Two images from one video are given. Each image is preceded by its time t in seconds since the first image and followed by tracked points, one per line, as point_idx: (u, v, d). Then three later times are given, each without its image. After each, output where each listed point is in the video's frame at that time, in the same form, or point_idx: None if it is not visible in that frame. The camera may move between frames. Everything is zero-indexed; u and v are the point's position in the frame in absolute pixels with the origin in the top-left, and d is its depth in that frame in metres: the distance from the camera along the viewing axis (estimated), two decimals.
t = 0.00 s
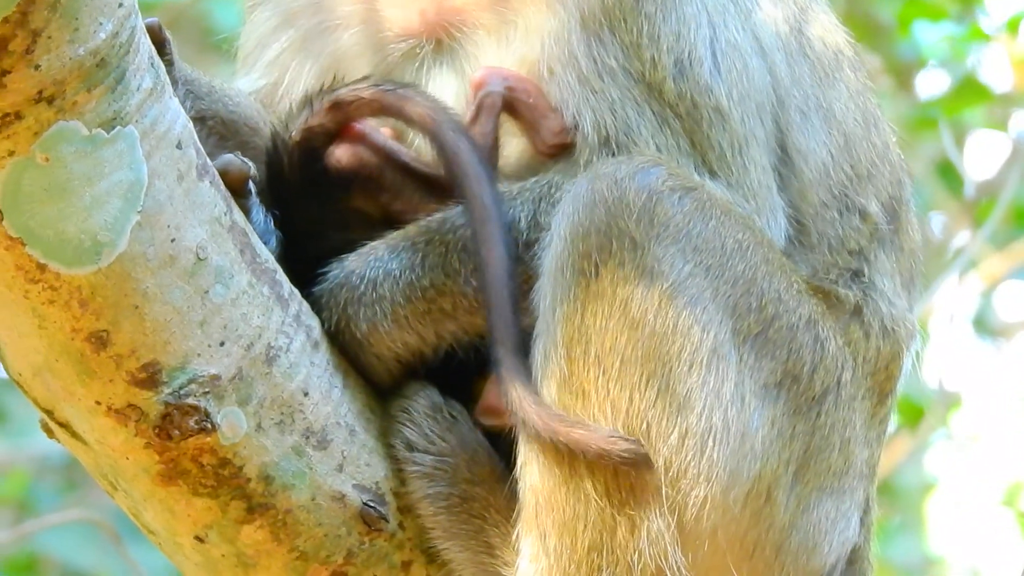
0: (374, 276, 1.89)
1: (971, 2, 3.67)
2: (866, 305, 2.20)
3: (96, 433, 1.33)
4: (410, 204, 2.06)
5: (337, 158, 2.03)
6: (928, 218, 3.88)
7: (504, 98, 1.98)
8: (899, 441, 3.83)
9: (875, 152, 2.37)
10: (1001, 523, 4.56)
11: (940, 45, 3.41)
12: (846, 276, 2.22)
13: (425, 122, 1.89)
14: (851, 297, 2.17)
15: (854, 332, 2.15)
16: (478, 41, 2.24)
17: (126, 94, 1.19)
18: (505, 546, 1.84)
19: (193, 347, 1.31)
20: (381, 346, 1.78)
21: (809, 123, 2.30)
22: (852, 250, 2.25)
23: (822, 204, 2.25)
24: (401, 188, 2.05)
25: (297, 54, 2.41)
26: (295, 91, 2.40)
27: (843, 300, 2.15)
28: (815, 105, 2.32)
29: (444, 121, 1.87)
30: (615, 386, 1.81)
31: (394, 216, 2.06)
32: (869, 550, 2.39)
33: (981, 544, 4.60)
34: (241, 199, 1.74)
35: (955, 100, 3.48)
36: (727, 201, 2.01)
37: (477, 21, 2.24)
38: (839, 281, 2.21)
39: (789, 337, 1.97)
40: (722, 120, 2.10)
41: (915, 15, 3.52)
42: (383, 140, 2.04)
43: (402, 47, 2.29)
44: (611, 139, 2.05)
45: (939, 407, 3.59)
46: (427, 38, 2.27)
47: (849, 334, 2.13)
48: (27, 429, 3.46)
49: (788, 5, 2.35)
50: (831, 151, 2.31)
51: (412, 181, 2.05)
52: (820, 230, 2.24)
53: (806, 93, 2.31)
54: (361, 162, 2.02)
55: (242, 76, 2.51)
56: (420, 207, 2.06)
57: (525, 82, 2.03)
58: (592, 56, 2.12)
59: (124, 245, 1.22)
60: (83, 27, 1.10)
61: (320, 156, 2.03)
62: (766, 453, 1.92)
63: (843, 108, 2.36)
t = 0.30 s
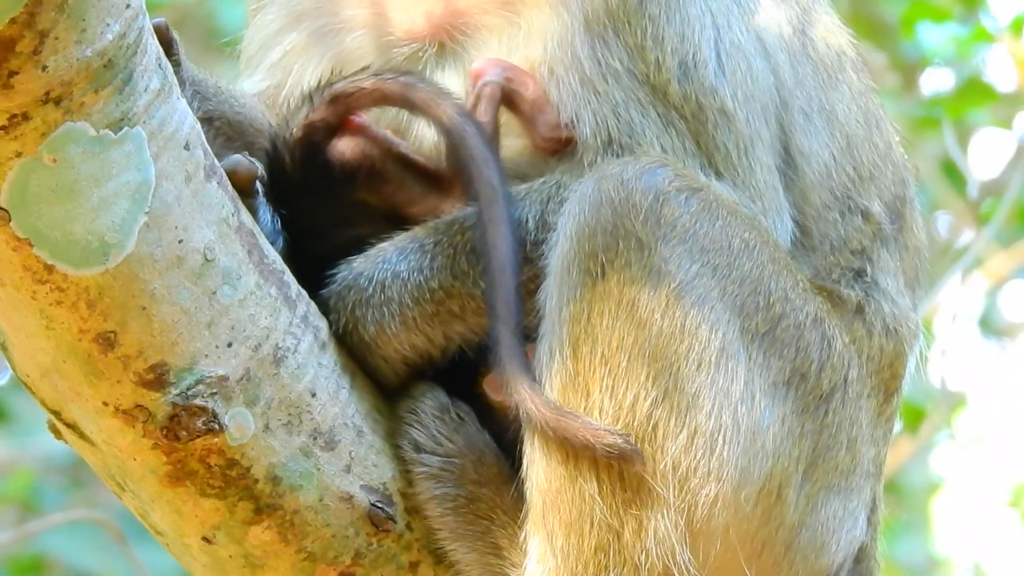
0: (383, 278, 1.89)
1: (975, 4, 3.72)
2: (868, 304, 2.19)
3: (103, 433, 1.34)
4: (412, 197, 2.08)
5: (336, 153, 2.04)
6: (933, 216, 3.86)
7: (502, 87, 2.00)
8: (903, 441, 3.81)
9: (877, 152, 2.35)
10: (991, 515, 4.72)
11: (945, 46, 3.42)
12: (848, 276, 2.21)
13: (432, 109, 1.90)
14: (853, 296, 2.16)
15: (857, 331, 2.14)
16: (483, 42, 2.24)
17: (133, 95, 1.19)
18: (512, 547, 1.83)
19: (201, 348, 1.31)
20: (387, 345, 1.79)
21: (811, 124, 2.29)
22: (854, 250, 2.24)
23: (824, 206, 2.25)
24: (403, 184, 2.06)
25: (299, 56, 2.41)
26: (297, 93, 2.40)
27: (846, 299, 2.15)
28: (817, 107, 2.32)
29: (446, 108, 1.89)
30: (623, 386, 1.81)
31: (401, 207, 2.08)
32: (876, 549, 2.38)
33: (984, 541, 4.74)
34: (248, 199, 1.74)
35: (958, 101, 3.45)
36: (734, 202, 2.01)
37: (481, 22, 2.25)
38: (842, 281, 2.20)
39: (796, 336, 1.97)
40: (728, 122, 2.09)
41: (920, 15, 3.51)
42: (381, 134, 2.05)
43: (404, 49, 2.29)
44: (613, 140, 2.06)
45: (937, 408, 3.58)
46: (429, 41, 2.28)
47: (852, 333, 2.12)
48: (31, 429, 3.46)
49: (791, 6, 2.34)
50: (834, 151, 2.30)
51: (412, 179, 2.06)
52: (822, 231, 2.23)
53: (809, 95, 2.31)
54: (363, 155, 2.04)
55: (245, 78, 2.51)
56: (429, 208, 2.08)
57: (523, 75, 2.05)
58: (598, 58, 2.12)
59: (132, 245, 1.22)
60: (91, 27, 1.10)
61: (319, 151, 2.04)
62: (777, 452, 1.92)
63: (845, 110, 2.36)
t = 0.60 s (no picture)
0: (390, 283, 1.88)
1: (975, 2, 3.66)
2: (865, 306, 2.19)
3: (105, 434, 1.33)
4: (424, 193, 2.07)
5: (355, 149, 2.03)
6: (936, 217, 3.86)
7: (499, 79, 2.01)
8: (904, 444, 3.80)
9: (875, 153, 2.34)
10: (991, 516, 4.64)
11: (946, 44, 3.44)
12: (848, 276, 2.21)
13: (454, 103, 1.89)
14: (851, 299, 2.17)
15: (857, 331, 2.15)
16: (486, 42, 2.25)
17: (136, 95, 1.19)
18: (514, 549, 1.84)
19: (203, 348, 1.30)
20: (391, 350, 1.77)
21: (807, 122, 2.28)
22: (855, 248, 2.24)
23: (823, 203, 2.24)
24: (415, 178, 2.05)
25: (299, 57, 2.41)
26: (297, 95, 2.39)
27: (845, 302, 2.15)
28: (814, 106, 2.30)
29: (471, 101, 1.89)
30: (629, 389, 1.80)
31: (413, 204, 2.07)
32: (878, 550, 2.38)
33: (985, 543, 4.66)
34: (250, 198, 1.74)
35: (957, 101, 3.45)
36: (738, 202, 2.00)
37: (483, 23, 2.25)
38: (841, 282, 2.20)
39: (800, 337, 1.97)
40: (730, 118, 2.08)
41: (919, 13, 3.53)
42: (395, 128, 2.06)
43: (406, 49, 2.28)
44: (612, 138, 2.05)
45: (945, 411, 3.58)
46: (429, 41, 2.27)
47: (853, 332, 2.13)
48: (32, 429, 3.45)
49: (790, 6, 2.33)
50: (831, 150, 2.29)
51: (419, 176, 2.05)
52: (820, 230, 2.22)
53: (806, 94, 2.30)
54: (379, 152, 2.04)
55: (244, 80, 2.51)
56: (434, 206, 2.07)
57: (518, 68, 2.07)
58: (597, 57, 2.11)
59: (135, 245, 1.22)
60: (94, 27, 1.10)
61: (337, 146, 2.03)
62: (782, 454, 1.92)
63: (843, 109, 2.35)
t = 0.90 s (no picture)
0: (410, 293, 1.88)
1: None
2: (877, 302, 2.17)
3: (109, 432, 1.34)
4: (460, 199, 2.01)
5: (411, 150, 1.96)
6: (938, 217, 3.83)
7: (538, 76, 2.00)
8: (908, 441, 3.79)
9: (882, 149, 2.35)
10: (992, 516, 4.81)
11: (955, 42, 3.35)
12: (861, 270, 2.20)
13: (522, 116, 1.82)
14: (864, 293, 2.15)
15: (864, 331, 2.12)
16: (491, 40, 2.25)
17: (139, 94, 1.19)
18: (519, 547, 1.83)
19: (206, 347, 1.31)
20: (409, 359, 1.79)
21: (814, 118, 2.28)
22: (866, 244, 2.23)
23: (833, 197, 2.24)
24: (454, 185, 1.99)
25: (308, 56, 2.43)
26: (308, 96, 2.43)
27: (857, 297, 2.14)
28: (821, 101, 2.30)
29: (540, 113, 1.82)
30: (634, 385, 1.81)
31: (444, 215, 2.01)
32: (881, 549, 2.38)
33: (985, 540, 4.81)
34: (252, 196, 1.74)
35: (967, 98, 3.46)
36: (745, 200, 2.01)
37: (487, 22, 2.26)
38: (854, 277, 2.18)
39: (802, 338, 1.97)
40: (740, 114, 2.09)
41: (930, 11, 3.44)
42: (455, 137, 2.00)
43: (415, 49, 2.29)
44: (624, 139, 2.03)
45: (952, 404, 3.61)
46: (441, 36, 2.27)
47: (859, 333, 2.11)
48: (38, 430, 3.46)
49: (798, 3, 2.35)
50: (838, 145, 2.29)
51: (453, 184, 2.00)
52: (831, 224, 2.21)
53: (812, 90, 2.30)
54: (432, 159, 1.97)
55: (253, 78, 2.54)
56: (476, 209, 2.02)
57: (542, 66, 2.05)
58: (607, 55, 2.11)
59: (138, 244, 1.22)
60: (96, 26, 1.10)
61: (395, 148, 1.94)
62: (777, 454, 1.91)
63: (850, 104, 2.35)
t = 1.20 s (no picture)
0: (417, 296, 1.88)
1: None
2: (879, 306, 2.17)
3: (111, 432, 1.34)
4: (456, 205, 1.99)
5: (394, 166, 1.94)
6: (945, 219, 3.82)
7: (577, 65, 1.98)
8: (915, 441, 3.80)
9: (895, 153, 2.34)
10: (996, 516, 4.85)
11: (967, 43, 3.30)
12: (864, 275, 2.19)
13: (499, 122, 1.79)
14: (865, 296, 2.15)
15: (868, 333, 2.13)
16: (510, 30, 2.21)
17: (141, 93, 1.19)
18: (519, 547, 1.84)
19: (208, 346, 1.31)
20: (415, 361, 1.81)
21: (829, 120, 2.27)
22: (872, 248, 2.22)
23: (844, 201, 2.23)
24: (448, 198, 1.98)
25: (325, 47, 2.40)
26: (321, 86, 2.40)
27: (858, 299, 2.13)
28: (835, 103, 2.30)
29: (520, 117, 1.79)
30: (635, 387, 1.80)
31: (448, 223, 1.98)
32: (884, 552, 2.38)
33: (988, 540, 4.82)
34: (254, 196, 1.74)
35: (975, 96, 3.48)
36: (749, 202, 2.01)
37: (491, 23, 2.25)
38: (857, 280, 2.18)
39: (804, 339, 1.97)
40: (755, 116, 2.08)
41: (938, 8, 3.42)
42: (441, 146, 1.97)
43: (420, 44, 2.28)
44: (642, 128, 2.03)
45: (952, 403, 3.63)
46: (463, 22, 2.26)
47: (863, 335, 2.11)
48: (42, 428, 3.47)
49: (816, 7, 2.34)
50: (852, 148, 2.28)
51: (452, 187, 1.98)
52: (841, 228, 2.21)
53: (827, 91, 2.29)
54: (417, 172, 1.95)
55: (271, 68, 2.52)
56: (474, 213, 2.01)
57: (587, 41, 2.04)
58: (633, 41, 2.09)
59: (139, 244, 1.22)
60: (98, 26, 1.10)
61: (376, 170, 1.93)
62: (777, 455, 1.91)
63: (864, 107, 2.34)
